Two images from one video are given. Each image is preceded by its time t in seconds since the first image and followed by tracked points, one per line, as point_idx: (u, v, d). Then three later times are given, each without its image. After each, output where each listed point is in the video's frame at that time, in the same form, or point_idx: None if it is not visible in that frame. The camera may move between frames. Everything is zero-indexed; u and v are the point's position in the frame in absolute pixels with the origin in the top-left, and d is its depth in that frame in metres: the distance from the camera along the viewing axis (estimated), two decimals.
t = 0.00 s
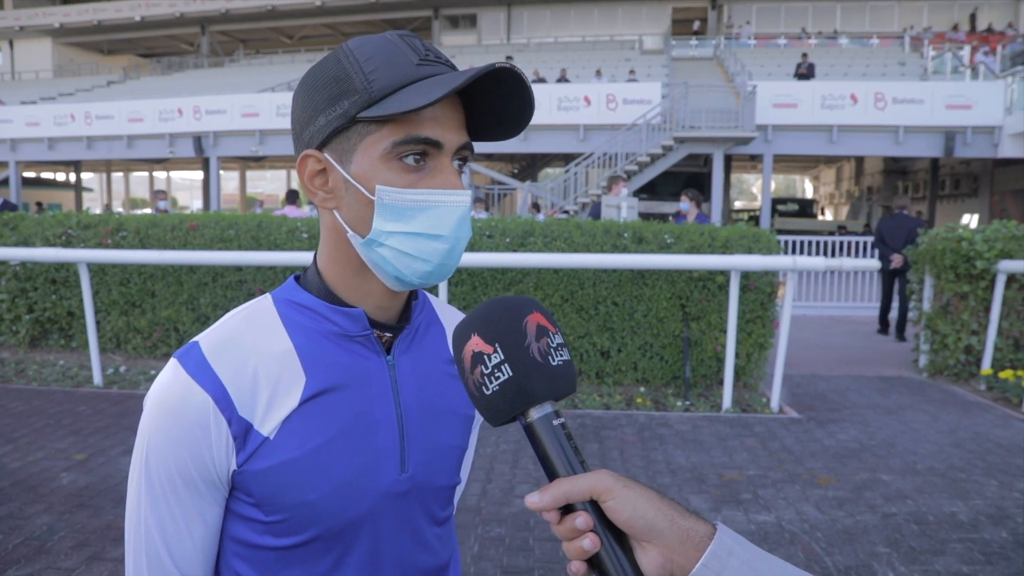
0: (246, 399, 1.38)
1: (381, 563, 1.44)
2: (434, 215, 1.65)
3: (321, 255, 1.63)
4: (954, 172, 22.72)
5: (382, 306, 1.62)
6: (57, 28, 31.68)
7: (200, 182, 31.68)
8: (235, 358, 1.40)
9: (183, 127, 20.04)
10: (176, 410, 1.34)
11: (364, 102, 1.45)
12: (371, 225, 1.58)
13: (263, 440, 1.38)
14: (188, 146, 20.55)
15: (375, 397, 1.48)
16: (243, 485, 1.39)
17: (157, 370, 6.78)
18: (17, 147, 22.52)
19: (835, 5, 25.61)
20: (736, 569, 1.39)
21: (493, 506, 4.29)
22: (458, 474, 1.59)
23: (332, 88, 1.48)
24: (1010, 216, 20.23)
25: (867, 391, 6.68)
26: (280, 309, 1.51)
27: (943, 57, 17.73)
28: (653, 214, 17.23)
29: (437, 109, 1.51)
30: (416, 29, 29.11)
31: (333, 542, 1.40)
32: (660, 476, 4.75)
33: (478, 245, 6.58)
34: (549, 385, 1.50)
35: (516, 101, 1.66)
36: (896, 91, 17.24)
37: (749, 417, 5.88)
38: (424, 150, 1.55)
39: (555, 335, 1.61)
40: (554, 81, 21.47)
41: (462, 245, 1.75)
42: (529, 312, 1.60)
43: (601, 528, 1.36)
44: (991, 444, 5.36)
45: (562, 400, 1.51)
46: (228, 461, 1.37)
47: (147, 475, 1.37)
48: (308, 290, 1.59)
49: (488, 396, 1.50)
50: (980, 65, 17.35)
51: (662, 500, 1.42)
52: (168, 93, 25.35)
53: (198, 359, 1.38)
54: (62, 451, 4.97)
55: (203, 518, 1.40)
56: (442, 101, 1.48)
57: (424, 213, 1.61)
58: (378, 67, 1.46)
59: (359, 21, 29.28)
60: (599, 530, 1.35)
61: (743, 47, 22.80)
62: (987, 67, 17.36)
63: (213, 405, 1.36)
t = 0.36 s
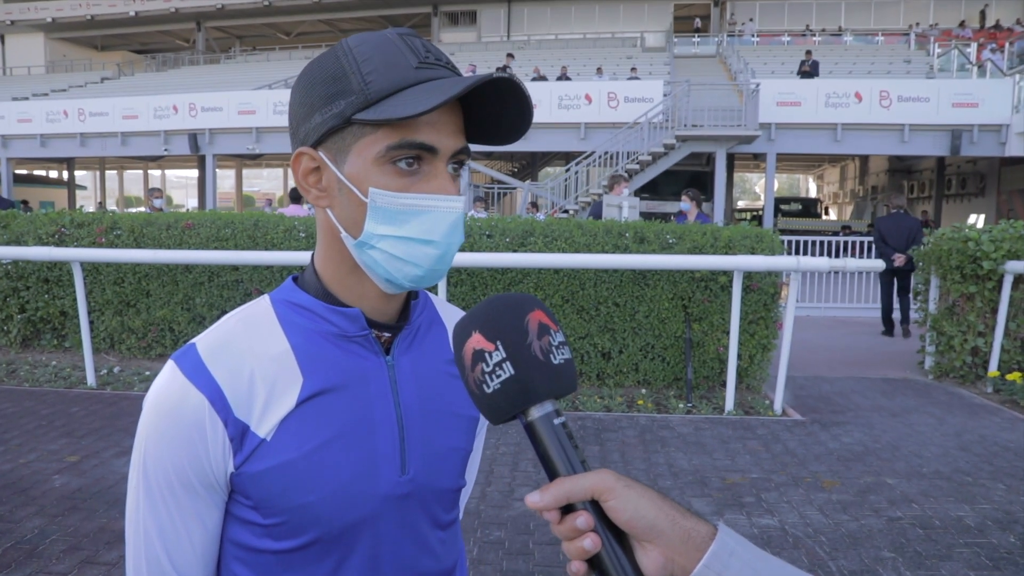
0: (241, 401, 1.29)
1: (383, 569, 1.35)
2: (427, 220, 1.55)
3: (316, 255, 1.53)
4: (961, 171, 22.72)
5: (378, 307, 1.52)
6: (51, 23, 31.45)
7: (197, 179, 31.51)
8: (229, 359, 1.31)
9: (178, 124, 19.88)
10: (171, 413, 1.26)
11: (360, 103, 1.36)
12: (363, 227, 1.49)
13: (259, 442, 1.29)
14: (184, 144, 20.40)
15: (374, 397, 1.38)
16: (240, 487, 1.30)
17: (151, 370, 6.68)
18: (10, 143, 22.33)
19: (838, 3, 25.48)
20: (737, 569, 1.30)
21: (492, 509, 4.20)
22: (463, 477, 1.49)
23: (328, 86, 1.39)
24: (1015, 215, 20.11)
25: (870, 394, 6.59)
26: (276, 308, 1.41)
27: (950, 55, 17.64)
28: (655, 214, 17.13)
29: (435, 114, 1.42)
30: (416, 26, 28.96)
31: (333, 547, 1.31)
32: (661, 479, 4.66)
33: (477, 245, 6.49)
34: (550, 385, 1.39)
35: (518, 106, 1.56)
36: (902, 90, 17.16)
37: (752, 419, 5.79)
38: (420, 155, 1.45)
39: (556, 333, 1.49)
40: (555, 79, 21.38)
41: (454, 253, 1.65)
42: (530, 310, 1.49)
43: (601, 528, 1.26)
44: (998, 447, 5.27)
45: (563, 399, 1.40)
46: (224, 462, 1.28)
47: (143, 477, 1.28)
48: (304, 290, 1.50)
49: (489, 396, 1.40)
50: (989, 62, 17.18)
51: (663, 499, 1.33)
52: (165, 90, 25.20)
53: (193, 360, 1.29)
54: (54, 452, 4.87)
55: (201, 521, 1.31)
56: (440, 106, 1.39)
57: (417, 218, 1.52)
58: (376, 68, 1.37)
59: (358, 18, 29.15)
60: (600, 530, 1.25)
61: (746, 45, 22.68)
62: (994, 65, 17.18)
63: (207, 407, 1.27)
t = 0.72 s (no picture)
0: (239, 399, 1.28)
1: (382, 569, 1.34)
2: (425, 223, 1.54)
3: (316, 254, 1.53)
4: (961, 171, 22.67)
5: (377, 307, 1.52)
6: (49, 24, 31.39)
7: (196, 180, 31.50)
8: (227, 359, 1.30)
9: (176, 125, 19.87)
10: (169, 411, 1.25)
11: (359, 105, 1.35)
12: (360, 229, 1.48)
13: (257, 442, 1.28)
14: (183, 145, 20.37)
15: (372, 397, 1.37)
16: (239, 487, 1.29)
17: (150, 371, 6.68)
18: (9, 144, 22.31)
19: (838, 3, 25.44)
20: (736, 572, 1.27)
21: (492, 510, 4.19)
22: (463, 478, 1.48)
23: (330, 88, 1.39)
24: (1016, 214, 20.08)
25: (871, 394, 6.57)
26: (275, 310, 1.40)
27: (950, 55, 17.60)
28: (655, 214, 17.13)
29: (435, 118, 1.41)
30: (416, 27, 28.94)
31: (332, 546, 1.30)
32: (661, 480, 4.65)
33: (477, 245, 6.48)
34: (546, 390, 1.36)
35: (519, 112, 1.54)
36: (902, 90, 17.14)
37: (752, 420, 5.78)
38: (418, 158, 1.44)
39: (551, 338, 1.45)
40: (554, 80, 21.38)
41: (450, 258, 1.62)
42: (527, 314, 1.46)
43: (598, 531, 1.24)
44: (999, 448, 5.26)
45: (559, 404, 1.36)
46: (222, 463, 1.27)
47: (141, 478, 1.27)
48: (301, 290, 1.48)
49: (485, 400, 1.37)
50: (989, 61, 17.14)
51: (660, 502, 1.30)
52: (164, 90, 25.19)
53: (191, 360, 1.28)
54: (53, 454, 4.87)
55: (200, 521, 1.30)
56: (440, 109, 1.38)
57: (414, 221, 1.51)
58: (378, 70, 1.36)
59: (357, 19, 29.13)
60: (598, 533, 1.24)
61: (746, 45, 22.66)
62: (995, 64, 17.14)
63: (206, 406, 1.26)
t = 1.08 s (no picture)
0: (241, 399, 1.32)
1: (381, 568, 1.37)
2: (426, 220, 1.57)
3: (320, 258, 1.56)
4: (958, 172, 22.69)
5: (380, 308, 1.54)
6: (50, 27, 31.47)
7: (197, 182, 31.57)
8: (229, 359, 1.33)
9: (178, 128, 19.96)
10: (173, 411, 1.29)
11: (354, 107, 1.39)
12: (361, 229, 1.51)
13: (259, 441, 1.31)
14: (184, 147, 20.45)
15: (371, 398, 1.40)
16: (241, 487, 1.32)
17: (152, 373, 6.72)
18: (10, 148, 22.39)
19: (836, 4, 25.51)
20: None
21: (492, 510, 4.23)
22: (463, 479, 1.51)
23: (325, 92, 1.42)
24: (1013, 215, 20.12)
25: (869, 394, 6.60)
26: (277, 311, 1.44)
27: (947, 55, 17.59)
28: (653, 215, 17.17)
29: (429, 114, 1.44)
30: (415, 29, 29.02)
31: (332, 545, 1.33)
32: (660, 480, 4.68)
33: (476, 247, 6.52)
34: (547, 394, 1.39)
35: (511, 104, 1.57)
36: (899, 91, 17.16)
37: (750, 420, 5.81)
38: (415, 155, 1.48)
39: (553, 344, 1.48)
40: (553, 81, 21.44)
41: (452, 255, 1.66)
42: (527, 321, 1.49)
43: (600, 538, 1.25)
44: (995, 447, 5.29)
45: (559, 409, 1.39)
46: (224, 462, 1.31)
47: (145, 477, 1.31)
48: (305, 293, 1.51)
49: (486, 407, 1.40)
50: (985, 62, 17.15)
51: (662, 509, 1.30)
52: (164, 93, 25.28)
53: (194, 359, 1.32)
54: (56, 455, 4.90)
55: (203, 519, 1.34)
56: (433, 105, 1.41)
57: (415, 218, 1.54)
58: (370, 72, 1.40)
59: (356, 21, 29.20)
60: (600, 539, 1.24)
61: (744, 47, 22.71)
62: (990, 65, 17.17)
63: (208, 406, 1.30)
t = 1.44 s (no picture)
0: (244, 399, 1.33)
1: (382, 568, 1.38)
2: (431, 221, 1.59)
3: (323, 259, 1.58)
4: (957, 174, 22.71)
5: (384, 310, 1.56)
6: (52, 28, 31.54)
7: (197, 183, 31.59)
8: (232, 358, 1.35)
9: (180, 129, 20.01)
10: (176, 411, 1.30)
11: (358, 107, 1.40)
12: (366, 230, 1.53)
13: (261, 442, 1.32)
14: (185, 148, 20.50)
15: (374, 400, 1.41)
16: (243, 486, 1.33)
17: (154, 373, 6.74)
18: (13, 149, 22.44)
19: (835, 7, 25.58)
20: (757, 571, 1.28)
21: (492, 510, 4.25)
22: (465, 480, 1.52)
23: (328, 93, 1.44)
24: (1011, 217, 20.17)
25: (868, 395, 6.62)
26: (281, 310, 1.46)
27: (947, 57, 17.77)
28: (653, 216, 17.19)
29: (434, 115, 1.46)
30: (415, 31, 29.05)
31: (333, 546, 1.34)
32: (659, 481, 4.71)
33: (476, 248, 6.54)
34: (564, 386, 1.42)
35: (518, 105, 1.59)
36: (898, 93, 17.16)
37: (749, 421, 5.83)
38: (420, 156, 1.50)
39: (570, 335, 1.53)
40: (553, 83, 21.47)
41: (457, 254, 1.68)
42: (544, 312, 1.53)
43: (617, 531, 1.27)
44: (993, 448, 5.31)
45: (576, 400, 1.42)
46: (227, 461, 1.32)
47: (149, 472, 1.33)
48: (309, 293, 1.54)
49: (503, 397, 1.44)
50: (983, 65, 17.17)
51: (678, 500, 1.34)
52: (166, 94, 25.34)
53: (197, 359, 1.34)
54: (57, 455, 4.92)
55: (206, 518, 1.36)
56: (438, 106, 1.43)
57: (420, 219, 1.56)
58: (374, 72, 1.42)
59: (357, 23, 29.26)
60: (616, 532, 1.27)
61: (744, 49, 22.73)
62: (989, 68, 17.20)
63: (211, 406, 1.31)
